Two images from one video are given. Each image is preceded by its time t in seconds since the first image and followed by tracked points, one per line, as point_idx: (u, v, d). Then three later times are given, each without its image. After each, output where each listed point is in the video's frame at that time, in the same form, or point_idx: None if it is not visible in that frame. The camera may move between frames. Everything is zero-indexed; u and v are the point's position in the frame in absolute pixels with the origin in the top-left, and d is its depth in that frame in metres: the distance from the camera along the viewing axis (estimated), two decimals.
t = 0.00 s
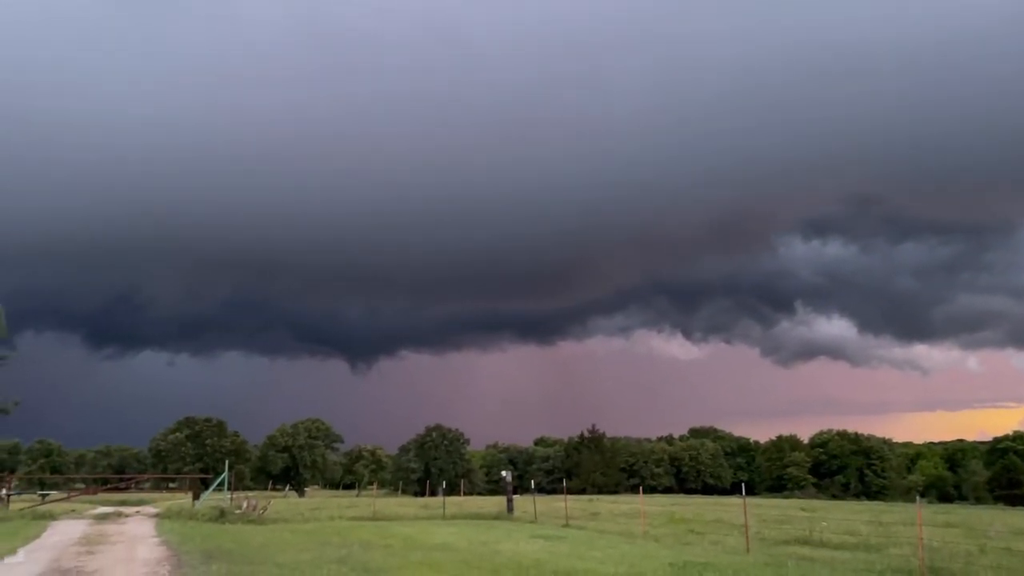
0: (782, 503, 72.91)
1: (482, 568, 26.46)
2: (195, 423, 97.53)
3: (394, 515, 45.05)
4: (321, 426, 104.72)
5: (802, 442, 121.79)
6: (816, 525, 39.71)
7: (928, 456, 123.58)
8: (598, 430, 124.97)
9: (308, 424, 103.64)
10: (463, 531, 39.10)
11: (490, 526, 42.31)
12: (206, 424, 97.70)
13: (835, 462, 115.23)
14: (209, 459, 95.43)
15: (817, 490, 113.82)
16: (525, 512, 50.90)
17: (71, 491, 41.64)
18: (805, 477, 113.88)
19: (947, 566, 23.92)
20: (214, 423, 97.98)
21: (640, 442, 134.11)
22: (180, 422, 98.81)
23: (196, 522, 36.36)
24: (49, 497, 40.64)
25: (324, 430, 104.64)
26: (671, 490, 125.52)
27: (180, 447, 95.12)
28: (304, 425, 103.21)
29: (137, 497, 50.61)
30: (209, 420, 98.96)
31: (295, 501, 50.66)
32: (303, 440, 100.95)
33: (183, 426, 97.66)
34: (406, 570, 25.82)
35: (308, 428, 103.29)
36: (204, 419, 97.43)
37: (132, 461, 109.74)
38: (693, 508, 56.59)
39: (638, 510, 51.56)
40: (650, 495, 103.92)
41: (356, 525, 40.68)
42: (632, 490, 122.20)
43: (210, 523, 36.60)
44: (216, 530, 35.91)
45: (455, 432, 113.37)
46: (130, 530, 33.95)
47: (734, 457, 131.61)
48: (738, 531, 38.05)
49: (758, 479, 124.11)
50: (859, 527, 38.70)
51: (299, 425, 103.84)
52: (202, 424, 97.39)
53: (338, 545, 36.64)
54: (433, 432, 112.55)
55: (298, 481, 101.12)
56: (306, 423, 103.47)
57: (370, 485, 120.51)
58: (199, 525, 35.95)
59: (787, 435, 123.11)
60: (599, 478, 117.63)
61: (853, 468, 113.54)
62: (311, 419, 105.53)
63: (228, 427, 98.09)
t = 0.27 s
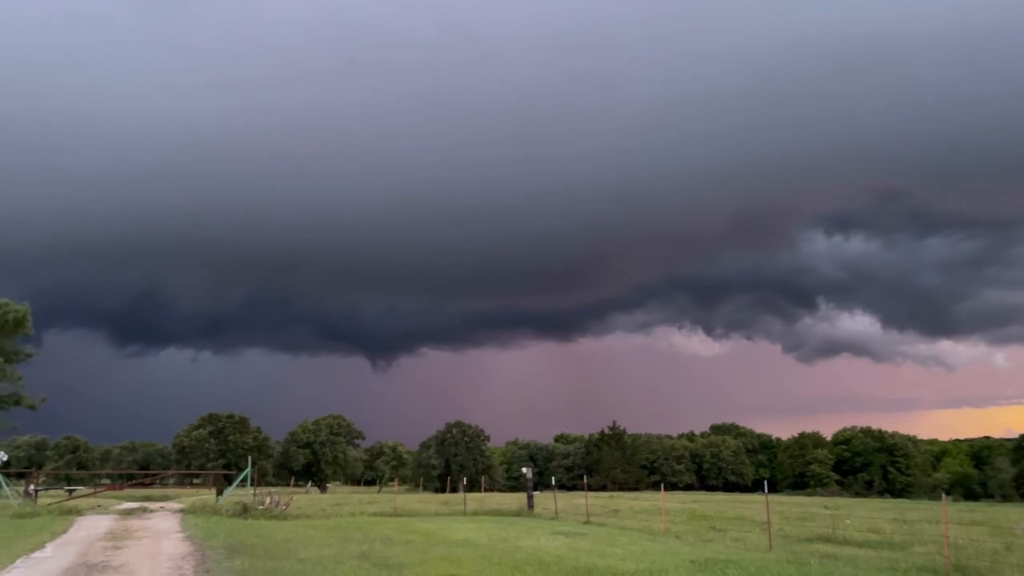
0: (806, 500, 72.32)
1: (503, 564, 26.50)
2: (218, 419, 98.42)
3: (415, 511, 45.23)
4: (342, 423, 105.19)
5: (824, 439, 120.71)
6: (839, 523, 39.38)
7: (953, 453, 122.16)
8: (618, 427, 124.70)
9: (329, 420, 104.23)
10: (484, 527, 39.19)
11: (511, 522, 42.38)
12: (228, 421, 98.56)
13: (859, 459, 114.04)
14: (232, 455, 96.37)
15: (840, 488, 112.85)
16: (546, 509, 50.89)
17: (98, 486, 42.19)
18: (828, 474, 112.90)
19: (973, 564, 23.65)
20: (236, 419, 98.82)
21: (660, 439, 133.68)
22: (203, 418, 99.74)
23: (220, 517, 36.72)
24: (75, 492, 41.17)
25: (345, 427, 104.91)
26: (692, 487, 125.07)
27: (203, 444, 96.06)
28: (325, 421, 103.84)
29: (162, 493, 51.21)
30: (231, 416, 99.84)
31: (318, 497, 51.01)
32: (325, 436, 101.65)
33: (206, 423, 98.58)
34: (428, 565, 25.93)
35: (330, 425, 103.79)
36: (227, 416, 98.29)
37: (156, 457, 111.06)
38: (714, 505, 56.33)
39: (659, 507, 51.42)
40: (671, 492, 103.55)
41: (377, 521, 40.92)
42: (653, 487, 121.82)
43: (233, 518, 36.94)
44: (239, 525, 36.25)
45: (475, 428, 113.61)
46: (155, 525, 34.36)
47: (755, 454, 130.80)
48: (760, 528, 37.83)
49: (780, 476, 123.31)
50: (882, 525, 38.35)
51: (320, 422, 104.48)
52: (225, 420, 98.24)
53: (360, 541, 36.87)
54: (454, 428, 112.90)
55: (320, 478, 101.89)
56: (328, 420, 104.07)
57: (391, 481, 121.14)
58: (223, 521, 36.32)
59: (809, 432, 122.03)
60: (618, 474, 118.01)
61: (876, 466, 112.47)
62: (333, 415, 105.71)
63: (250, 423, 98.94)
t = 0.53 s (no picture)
0: (832, 498, 71.64)
1: (526, 561, 26.56)
2: (243, 417, 99.34)
3: (438, 507, 45.44)
4: (366, 420, 105.74)
5: (850, 437, 119.57)
6: (865, 520, 39.00)
7: (981, 451, 120.46)
8: (641, 424, 124.28)
9: (353, 417, 104.84)
10: (507, 524, 39.29)
11: (534, 519, 42.44)
12: (254, 418, 99.47)
13: (885, 456, 112.94)
14: (257, 452, 97.30)
15: (866, 485, 111.66)
16: (569, 506, 50.88)
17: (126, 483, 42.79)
18: (853, 472, 111.81)
19: (1003, 563, 23.30)
20: (261, 417, 99.68)
21: (683, 436, 133.11)
22: (228, 415, 100.73)
23: (246, 514, 37.10)
24: (104, 489, 41.78)
25: (369, 424, 105.47)
26: (715, 484, 124.40)
27: (228, 441, 97.05)
28: (349, 418, 104.48)
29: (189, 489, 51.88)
30: (256, 414, 100.72)
31: (342, 494, 51.36)
32: (348, 433, 102.33)
33: (231, 420, 99.55)
34: (451, 562, 26.05)
35: (353, 422, 104.42)
36: (252, 413, 99.19)
37: (183, 454, 112.37)
38: (738, 503, 55.98)
39: (683, 504, 51.23)
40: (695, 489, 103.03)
41: (400, 518, 41.17)
42: (677, 484, 121.33)
43: (259, 515, 37.31)
44: (264, 521, 36.63)
45: (497, 425, 113.79)
46: (182, 521, 34.80)
47: (779, 451, 129.82)
48: (785, 526, 37.54)
49: (804, 474, 122.35)
50: (910, 523, 37.91)
51: (344, 419, 105.10)
52: (250, 417, 99.15)
53: (384, 537, 37.12)
54: (476, 425, 113.15)
55: (343, 474, 102.63)
56: (352, 417, 104.67)
57: (414, 478, 121.69)
58: (249, 517, 36.71)
59: (834, 429, 120.94)
60: (641, 471, 117.69)
61: (903, 463, 111.18)
62: (357, 412, 106.21)
63: (275, 420, 99.85)
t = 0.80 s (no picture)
0: (861, 496, 70.71)
1: (551, 559, 26.47)
2: (270, 415, 100.28)
3: (463, 505, 45.52)
4: (391, 418, 106.20)
5: (878, 435, 118.07)
6: (895, 519, 38.44)
7: (1013, 449, 118.45)
8: (666, 422, 123.61)
9: (378, 415, 105.38)
10: (531, 522, 39.28)
11: (558, 517, 42.42)
12: (280, 416, 100.32)
13: (915, 455, 111.51)
14: (284, 449, 98.17)
15: (895, 484, 110.14)
16: (594, 504, 50.73)
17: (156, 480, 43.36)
18: (882, 470, 110.35)
19: None
20: (288, 415, 100.53)
21: (709, 434, 132.16)
22: (255, 413, 101.69)
23: (273, 511, 37.46)
24: (135, 486, 42.35)
25: (394, 421, 105.96)
26: (741, 483, 123.43)
27: (255, 439, 97.98)
28: (374, 416, 105.03)
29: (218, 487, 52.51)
30: (283, 412, 101.60)
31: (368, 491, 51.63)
32: (373, 431, 102.89)
33: (258, 418, 100.55)
34: (476, 560, 26.06)
35: (378, 420, 104.95)
36: (278, 411, 100.05)
37: (211, 452, 113.71)
38: (765, 501, 55.51)
39: (709, 502, 50.86)
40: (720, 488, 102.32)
41: (426, 515, 41.32)
42: (702, 483, 120.57)
43: (286, 512, 37.64)
44: (291, 519, 36.92)
45: (521, 423, 113.80)
46: (211, 518, 35.18)
47: (807, 450, 128.55)
48: (813, 525, 37.13)
49: (832, 472, 121.05)
50: (941, 522, 37.29)
51: (369, 417, 105.67)
52: (276, 416, 100.04)
53: (409, 535, 37.25)
54: (500, 423, 113.24)
55: (369, 472, 103.24)
56: (377, 415, 105.21)
57: (439, 475, 122.08)
58: (276, 514, 37.05)
59: (862, 427, 119.46)
60: (666, 470, 117.08)
61: (933, 462, 109.65)
62: (382, 410, 106.85)
63: (301, 419, 100.67)
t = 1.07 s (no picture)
0: (891, 495, 69.78)
1: (577, 558, 26.41)
2: (296, 414, 101.15)
3: (489, 504, 45.59)
4: (416, 417, 106.64)
5: (909, 433, 116.48)
6: (927, 518, 37.88)
7: None
8: (692, 421, 122.90)
9: (403, 414, 105.88)
10: (557, 521, 39.27)
11: (584, 516, 42.36)
12: (306, 415, 101.15)
13: (946, 453, 109.90)
14: (310, 448, 98.98)
15: (926, 483, 108.54)
16: (619, 503, 50.55)
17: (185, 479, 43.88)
18: (913, 469, 108.81)
19: None
20: (314, 414, 101.34)
21: (735, 432, 131.21)
22: (282, 413, 102.65)
23: (300, 509, 37.79)
24: (165, 484, 42.91)
25: (419, 420, 106.37)
26: (769, 482, 122.40)
27: (282, 438, 98.90)
28: (399, 415, 105.54)
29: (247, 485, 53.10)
30: (309, 411, 102.44)
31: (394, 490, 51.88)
32: (399, 430, 103.41)
33: (285, 417, 101.49)
34: (502, 558, 26.07)
35: (404, 419, 105.43)
36: (305, 410, 100.89)
37: (239, 451, 115.00)
38: (793, 500, 54.97)
39: (736, 501, 50.50)
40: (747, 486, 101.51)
41: (452, 514, 41.44)
42: (729, 481, 119.71)
43: (313, 510, 37.96)
44: (318, 517, 37.21)
45: (546, 422, 113.74)
46: (240, 516, 35.57)
47: (835, 448, 127.22)
48: (842, 524, 36.71)
49: (861, 471, 119.63)
50: (973, 521, 36.68)
51: (395, 415, 106.21)
52: (303, 415, 100.89)
53: (435, 533, 37.38)
54: (525, 422, 113.23)
55: (394, 471, 103.80)
56: (402, 414, 105.70)
57: (464, 474, 122.41)
58: (303, 512, 37.39)
59: (892, 425, 117.92)
60: (692, 469, 116.41)
61: (965, 460, 107.96)
62: (408, 409, 107.33)
63: (327, 417, 101.48)
